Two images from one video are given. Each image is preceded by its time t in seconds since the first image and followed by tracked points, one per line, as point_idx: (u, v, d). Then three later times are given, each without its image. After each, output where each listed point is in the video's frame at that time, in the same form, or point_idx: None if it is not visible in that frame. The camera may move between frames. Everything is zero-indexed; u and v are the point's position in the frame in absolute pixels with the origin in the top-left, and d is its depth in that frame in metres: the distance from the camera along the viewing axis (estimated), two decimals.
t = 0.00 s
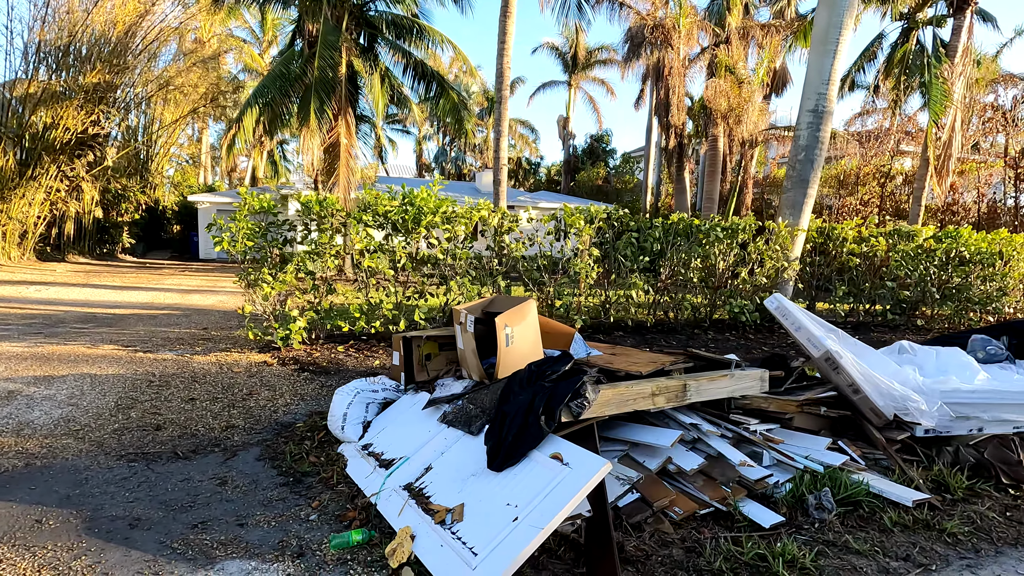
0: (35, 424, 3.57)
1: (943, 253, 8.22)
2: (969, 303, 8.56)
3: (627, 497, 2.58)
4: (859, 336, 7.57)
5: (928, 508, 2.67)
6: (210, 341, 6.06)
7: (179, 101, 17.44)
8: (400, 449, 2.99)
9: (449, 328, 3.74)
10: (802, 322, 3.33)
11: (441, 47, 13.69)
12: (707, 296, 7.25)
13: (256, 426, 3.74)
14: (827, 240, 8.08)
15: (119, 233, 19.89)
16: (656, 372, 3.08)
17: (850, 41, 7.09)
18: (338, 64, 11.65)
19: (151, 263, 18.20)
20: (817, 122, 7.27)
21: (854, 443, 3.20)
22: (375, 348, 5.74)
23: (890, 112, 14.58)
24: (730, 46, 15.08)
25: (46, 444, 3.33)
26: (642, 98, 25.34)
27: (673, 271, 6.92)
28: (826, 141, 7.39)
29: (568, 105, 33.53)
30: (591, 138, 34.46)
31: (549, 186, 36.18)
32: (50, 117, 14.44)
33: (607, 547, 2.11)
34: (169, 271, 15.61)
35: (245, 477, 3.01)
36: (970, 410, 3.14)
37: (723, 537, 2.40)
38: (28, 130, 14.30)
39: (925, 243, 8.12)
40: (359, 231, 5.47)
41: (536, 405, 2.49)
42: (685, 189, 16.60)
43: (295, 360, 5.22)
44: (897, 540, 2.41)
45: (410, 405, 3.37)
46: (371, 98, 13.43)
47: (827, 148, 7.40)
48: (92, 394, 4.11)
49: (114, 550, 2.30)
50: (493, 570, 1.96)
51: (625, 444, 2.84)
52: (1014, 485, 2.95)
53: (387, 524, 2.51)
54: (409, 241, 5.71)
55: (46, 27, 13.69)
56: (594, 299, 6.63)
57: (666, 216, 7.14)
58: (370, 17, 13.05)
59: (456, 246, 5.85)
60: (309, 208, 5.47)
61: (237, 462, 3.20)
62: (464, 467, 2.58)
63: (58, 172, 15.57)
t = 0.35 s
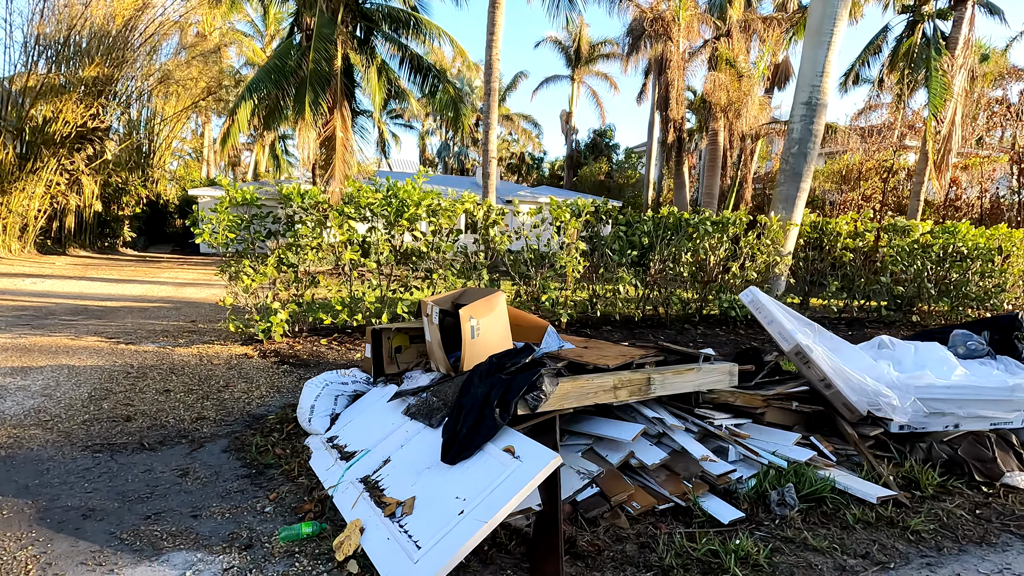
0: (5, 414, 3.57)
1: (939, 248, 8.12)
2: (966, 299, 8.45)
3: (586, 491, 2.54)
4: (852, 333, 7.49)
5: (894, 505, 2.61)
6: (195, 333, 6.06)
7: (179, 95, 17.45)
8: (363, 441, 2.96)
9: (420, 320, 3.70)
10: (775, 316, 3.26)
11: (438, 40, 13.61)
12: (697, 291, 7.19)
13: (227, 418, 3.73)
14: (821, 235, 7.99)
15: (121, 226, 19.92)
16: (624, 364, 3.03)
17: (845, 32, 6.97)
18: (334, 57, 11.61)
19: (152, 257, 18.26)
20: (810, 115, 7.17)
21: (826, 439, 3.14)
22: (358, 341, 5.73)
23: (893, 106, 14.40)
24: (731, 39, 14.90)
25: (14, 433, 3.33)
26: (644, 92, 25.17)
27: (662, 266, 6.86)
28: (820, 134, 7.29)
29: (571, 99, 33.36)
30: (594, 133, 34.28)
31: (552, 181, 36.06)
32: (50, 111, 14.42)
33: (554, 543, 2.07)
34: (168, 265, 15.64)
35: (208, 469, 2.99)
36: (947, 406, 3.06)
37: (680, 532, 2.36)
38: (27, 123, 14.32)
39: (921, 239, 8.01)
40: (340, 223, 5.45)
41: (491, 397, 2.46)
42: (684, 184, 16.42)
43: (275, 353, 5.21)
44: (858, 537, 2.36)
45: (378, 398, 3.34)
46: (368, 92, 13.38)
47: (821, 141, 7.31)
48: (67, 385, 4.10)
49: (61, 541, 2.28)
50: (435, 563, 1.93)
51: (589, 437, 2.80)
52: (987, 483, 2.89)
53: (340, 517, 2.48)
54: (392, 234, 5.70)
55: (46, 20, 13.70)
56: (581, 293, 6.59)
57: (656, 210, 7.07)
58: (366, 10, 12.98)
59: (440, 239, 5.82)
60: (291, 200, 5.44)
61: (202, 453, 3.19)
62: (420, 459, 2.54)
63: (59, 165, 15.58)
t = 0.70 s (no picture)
0: None
1: (931, 248, 8.05)
2: (959, 299, 8.37)
3: (537, 489, 2.55)
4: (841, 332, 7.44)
5: (849, 506, 2.60)
6: (179, 329, 6.08)
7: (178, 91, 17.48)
8: (322, 438, 2.96)
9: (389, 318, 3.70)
10: (740, 316, 3.22)
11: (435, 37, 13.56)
12: (684, 288, 7.17)
13: (197, 414, 3.75)
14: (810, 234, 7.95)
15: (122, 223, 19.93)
16: (585, 363, 3.03)
17: (835, 28, 6.91)
18: (328, 54, 11.61)
19: (152, 253, 18.32)
20: (799, 112, 7.12)
21: (790, 439, 3.12)
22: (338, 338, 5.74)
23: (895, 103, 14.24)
24: (731, 36, 14.76)
25: None
26: (645, 89, 25.05)
27: (648, 264, 6.82)
28: (810, 131, 7.23)
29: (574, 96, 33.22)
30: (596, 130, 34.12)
31: (554, 178, 35.97)
32: (51, 107, 14.43)
33: (492, 542, 2.07)
34: (166, 261, 15.69)
35: (169, 465, 3.01)
36: (911, 407, 3.03)
37: (627, 532, 2.35)
38: (27, 119, 14.32)
39: (912, 238, 7.96)
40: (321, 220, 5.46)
41: (441, 395, 2.46)
42: (681, 182, 16.33)
43: (255, 350, 5.24)
44: (806, 538, 2.35)
45: (343, 394, 3.34)
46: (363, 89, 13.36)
47: (810, 139, 7.25)
48: (42, 381, 4.13)
49: (11, 534, 2.30)
50: (367, 561, 1.93)
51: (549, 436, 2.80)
52: (947, 484, 2.88)
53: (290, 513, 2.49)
54: (373, 231, 5.70)
55: (45, 17, 13.73)
56: (565, 291, 6.58)
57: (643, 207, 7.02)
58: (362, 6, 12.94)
59: (421, 237, 5.82)
60: (272, 197, 5.43)
61: (166, 449, 3.21)
62: (372, 456, 2.55)
63: (60, 161, 15.59)
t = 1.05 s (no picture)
0: None
1: (924, 245, 7.99)
2: (953, 297, 8.31)
3: (493, 482, 2.59)
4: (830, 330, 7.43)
5: (802, 501, 2.62)
6: (167, 324, 6.15)
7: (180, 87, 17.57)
8: (288, 430, 3.02)
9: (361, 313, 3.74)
10: (705, 312, 3.23)
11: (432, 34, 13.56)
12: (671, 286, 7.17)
13: (173, 407, 3.81)
14: (800, 231, 7.93)
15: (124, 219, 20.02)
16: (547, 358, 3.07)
17: (824, 25, 6.89)
18: (324, 51, 11.65)
19: (154, 249, 18.44)
20: (788, 109, 7.10)
21: (752, 435, 3.14)
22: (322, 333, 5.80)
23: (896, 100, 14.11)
24: (730, 32, 14.68)
25: None
26: (648, 85, 24.91)
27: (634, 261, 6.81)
28: (799, 128, 7.21)
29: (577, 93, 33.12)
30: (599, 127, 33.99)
31: (557, 176, 35.89)
32: (54, 104, 14.52)
33: (435, 533, 2.11)
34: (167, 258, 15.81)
35: (139, 456, 3.07)
36: (873, 404, 3.04)
37: (576, 524, 2.39)
38: (30, 116, 14.42)
39: (904, 236, 7.91)
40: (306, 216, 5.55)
41: (396, 388, 2.49)
42: (679, 179, 16.27)
43: (238, 344, 5.30)
44: (753, 532, 2.37)
45: (313, 388, 3.39)
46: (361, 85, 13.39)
47: (800, 136, 7.23)
48: (24, 374, 4.20)
49: None
50: (309, 550, 1.97)
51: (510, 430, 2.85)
52: (906, 480, 2.89)
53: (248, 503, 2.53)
54: (357, 227, 5.76)
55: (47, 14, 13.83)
56: (549, 287, 6.59)
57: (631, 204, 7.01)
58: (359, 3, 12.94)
59: (405, 234, 5.91)
60: (258, 193, 5.50)
61: (139, 440, 3.27)
62: (330, 448, 2.59)
63: (63, 157, 15.66)
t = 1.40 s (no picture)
0: None
1: (920, 242, 7.86)
2: (951, 295, 8.18)
3: (448, 478, 2.57)
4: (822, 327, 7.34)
5: (763, 500, 2.57)
6: (154, 317, 6.17)
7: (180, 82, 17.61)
8: (251, 423, 3.01)
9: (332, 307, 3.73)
10: (674, 307, 3.20)
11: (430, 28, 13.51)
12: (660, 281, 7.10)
13: (146, 400, 3.81)
14: (793, 226, 7.84)
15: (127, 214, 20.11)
16: (512, 353, 3.04)
17: (818, 17, 6.78)
18: (321, 45, 11.63)
19: (156, 244, 18.51)
20: (781, 103, 7.01)
21: (721, 432, 3.10)
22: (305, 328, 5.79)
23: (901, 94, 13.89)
24: (732, 26, 14.54)
25: None
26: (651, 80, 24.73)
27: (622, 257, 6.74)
28: (793, 122, 7.11)
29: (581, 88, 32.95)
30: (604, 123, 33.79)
31: (561, 171, 35.74)
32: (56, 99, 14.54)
33: (378, 527, 2.09)
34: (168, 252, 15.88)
35: (103, 448, 3.07)
36: (844, 401, 3.00)
37: (527, 520, 2.36)
38: (32, 111, 14.46)
39: (900, 232, 7.78)
40: (288, 210, 5.53)
41: (350, 382, 2.47)
42: (679, 175, 16.16)
43: (219, 338, 5.31)
44: (707, 530, 2.33)
45: (280, 382, 3.38)
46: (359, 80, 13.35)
47: (793, 130, 7.13)
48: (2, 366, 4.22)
49: None
50: (248, 543, 1.96)
51: (471, 425, 2.83)
52: (874, 479, 2.84)
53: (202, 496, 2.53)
54: (342, 221, 5.79)
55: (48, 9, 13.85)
56: (535, 282, 6.55)
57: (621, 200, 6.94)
58: None
59: (389, 228, 5.89)
60: (241, 188, 5.51)
61: (105, 433, 3.27)
62: (285, 442, 2.58)
63: (65, 152, 15.69)
